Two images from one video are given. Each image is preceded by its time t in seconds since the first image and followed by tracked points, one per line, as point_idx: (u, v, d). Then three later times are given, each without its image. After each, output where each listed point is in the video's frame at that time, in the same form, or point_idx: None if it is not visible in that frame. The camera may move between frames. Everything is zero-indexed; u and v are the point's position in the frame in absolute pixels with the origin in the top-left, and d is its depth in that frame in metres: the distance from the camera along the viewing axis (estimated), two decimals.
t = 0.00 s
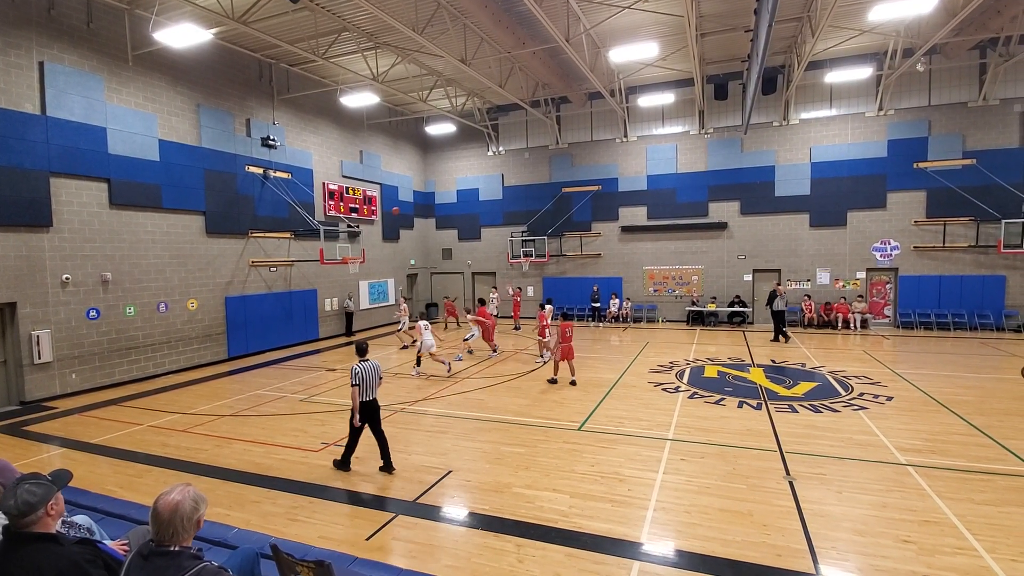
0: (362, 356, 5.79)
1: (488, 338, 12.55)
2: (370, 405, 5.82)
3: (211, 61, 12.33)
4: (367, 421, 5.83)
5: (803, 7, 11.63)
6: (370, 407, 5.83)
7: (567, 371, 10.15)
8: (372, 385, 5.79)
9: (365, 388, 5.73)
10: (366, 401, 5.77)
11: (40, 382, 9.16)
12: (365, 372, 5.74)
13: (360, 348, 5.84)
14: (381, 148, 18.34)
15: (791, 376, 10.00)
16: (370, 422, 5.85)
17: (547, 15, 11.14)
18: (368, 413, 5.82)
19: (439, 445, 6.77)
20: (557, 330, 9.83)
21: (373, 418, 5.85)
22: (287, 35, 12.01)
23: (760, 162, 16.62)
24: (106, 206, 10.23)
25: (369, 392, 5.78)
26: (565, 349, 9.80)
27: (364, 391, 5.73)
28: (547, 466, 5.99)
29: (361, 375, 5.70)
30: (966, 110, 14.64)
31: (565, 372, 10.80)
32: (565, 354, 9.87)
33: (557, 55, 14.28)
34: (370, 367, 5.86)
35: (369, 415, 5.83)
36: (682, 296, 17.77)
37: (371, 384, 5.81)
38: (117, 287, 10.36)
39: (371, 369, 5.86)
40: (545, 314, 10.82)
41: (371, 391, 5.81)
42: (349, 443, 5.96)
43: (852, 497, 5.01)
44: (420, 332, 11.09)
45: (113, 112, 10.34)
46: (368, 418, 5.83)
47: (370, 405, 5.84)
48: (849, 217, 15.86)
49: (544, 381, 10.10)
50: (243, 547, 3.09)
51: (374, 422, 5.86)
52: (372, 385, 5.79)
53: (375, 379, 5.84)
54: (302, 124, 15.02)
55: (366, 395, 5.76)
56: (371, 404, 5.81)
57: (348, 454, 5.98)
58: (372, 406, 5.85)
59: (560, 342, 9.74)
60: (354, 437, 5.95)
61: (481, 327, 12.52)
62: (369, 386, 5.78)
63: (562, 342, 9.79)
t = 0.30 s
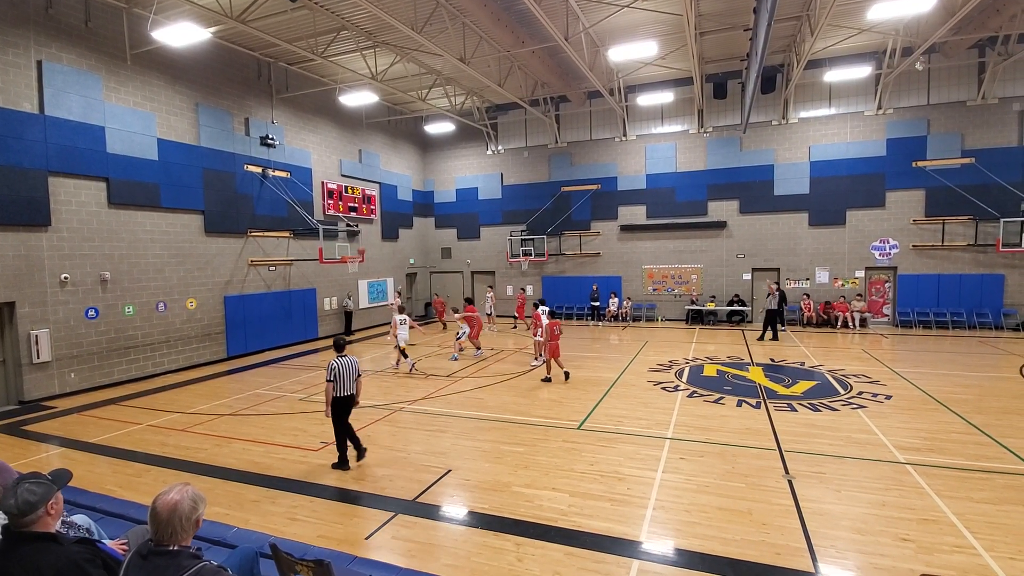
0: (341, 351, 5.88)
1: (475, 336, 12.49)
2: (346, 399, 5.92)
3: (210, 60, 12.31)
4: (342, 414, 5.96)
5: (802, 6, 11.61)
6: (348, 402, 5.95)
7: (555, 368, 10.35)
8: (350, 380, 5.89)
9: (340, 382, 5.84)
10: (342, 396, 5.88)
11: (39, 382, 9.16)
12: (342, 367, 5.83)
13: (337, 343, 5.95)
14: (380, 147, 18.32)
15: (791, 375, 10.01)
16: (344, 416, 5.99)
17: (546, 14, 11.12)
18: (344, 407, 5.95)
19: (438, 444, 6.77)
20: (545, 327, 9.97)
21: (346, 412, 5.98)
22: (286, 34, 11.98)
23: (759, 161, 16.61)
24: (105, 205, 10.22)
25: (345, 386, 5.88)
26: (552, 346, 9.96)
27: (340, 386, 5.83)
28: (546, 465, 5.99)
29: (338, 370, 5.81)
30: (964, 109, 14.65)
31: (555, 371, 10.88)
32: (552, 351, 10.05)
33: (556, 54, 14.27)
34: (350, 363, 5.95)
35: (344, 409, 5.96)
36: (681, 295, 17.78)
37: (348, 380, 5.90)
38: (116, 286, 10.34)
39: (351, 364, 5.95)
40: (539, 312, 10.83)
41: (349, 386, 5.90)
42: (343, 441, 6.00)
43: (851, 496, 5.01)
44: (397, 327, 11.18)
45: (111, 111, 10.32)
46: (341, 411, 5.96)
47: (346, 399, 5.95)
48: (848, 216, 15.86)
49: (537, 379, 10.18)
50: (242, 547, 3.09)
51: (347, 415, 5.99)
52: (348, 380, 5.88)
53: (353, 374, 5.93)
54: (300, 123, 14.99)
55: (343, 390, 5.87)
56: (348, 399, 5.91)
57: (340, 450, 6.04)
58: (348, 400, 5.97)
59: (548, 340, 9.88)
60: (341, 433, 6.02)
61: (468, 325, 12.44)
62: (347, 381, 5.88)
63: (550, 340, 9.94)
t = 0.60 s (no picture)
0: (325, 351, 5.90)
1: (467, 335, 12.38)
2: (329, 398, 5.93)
3: (209, 59, 12.30)
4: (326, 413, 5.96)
5: (802, 5, 11.61)
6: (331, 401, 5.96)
7: (547, 367, 10.39)
8: (332, 379, 5.91)
9: (321, 381, 5.86)
10: (324, 395, 5.88)
11: (38, 381, 9.15)
12: (325, 366, 5.86)
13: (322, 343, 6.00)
14: (379, 146, 18.30)
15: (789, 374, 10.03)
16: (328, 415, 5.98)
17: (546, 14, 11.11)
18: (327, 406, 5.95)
19: (437, 443, 6.77)
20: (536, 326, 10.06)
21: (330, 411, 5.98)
22: (285, 33, 11.97)
23: (758, 160, 16.61)
24: (104, 204, 10.21)
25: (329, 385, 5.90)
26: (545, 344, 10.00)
27: (322, 384, 5.85)
28: (546, 464, 5.99)
29: (320, 369, 5.85)
30: (964, 109, 14.66)
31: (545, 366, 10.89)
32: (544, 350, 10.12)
33: (556, 53, 14.28)
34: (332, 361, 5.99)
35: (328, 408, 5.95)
36: (681, 294, 17.78)
37: (331, 379, 5.91)
38: (115, 285, 10.33)
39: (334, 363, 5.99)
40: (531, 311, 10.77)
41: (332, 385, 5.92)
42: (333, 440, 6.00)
43: (850, 495, 5.02)
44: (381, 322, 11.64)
45: (111, 110, 10.31)
46: (324, 410, 5.95)
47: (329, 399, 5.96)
48: (847, 215, 15.87)
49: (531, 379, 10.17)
50: (241, 546, 3.10)
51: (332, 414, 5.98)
52: (331, 379, 5.90)
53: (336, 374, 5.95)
54: (300, 122, 14.97)
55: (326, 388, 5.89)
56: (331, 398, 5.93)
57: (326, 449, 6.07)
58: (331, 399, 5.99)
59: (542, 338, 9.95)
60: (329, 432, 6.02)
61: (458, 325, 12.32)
62: (331, 380, 5.91)
63: (542, 338, 9.98)
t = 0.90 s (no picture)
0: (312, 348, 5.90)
1: (461, 335, 12.37)
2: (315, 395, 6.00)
3: (209, 59, 12.29)
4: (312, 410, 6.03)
5: (802, 5, 11.62)
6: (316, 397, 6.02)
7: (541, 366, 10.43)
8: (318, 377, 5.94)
9: (306, 378, 5.90)
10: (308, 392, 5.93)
11: (37, 380, 9.15)
12: (309, 363, 5.88)
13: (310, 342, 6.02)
14: (379, 146, 18.29)
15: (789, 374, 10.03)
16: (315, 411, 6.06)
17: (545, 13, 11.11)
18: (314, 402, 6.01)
19: (437, 443, 6.77)
20: (529, 325, 10.06)
21: (317, 408, 6.04)
22: (284, 32, 11.96)
23: (758, 161, 16.61)
24: (103, 204, 10.21)
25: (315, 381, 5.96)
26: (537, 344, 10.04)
27: (307, 382, 5.89)
28: (545, 463, 6.00)
29: (305, 366, 5.87)
30: (963, 109, 14.67)
31: (541, 366, 10.89)
32: (537, 350, 10.16)
33: (556, 53, 14.28)
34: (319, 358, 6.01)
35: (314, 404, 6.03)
36: (681, 294, 17.78)
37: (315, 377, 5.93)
38: (114, 285, 10.32)
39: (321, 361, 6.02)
40: (526, 311, 10.82)
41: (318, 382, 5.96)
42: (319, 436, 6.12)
43: (849, 495, 5.03)
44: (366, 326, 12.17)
45: (110, 109, 10.30)
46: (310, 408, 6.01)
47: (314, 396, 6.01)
48: (847, 215, 15.87)
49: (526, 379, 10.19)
50: (241, 546, 3.10)
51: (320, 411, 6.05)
52: (314, 377, 5.93)
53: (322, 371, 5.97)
54: (299, 122, 14.96)
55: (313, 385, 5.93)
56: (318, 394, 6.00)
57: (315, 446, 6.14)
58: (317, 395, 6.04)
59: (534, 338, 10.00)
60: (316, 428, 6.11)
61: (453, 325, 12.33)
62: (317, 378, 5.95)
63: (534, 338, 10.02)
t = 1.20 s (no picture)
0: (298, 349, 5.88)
1: (461, 336, 12.32)
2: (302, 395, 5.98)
3: (208, 59, 12.29)
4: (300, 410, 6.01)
5: (802, 5, 11.62)
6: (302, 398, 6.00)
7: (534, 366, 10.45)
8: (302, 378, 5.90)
9: (289, 378, 5.91)
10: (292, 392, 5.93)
11: (37, 380, 9.15)
12: (292, 363, 5.87)
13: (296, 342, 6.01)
14: (379, 145, 18.30)
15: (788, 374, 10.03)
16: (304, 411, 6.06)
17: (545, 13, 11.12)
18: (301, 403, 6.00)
19: (436, 443, 6.77)
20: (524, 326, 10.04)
21: (303, 408, 6.02)
22: (283, 32, 11.96)
23: (758, 161, 16.61)
24: (103, 204, 10.21)
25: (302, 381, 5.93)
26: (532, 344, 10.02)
27: (291, 382, 5.89)
28: (545, 463, 6.00)
29: (289, 366, 5.86)
30: (963, 109, 14.68)
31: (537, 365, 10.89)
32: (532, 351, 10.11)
33: (556, 53, 14.27)
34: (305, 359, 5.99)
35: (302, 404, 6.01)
36: (680, 294, 17.79)
37: (297, 377, 5.91)
38: (114, 285, 10.32)
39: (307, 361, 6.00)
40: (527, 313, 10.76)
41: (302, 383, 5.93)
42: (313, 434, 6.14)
43: (849, 495, 5.03)
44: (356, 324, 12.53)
45: (110, 109, 10.30)
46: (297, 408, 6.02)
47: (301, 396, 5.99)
48: (846, 215, 15.88)
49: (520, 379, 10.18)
50: (240, 546, 3.10)
51: (309, 410, 6.04)
52: (296, 377, 5.90)
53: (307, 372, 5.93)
54: (299, 122, 14.95)
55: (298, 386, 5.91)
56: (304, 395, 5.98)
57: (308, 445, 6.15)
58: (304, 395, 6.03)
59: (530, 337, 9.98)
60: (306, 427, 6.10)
61: (454, 325, 12.35)
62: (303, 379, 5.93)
63: (529, 338, 9.98)
